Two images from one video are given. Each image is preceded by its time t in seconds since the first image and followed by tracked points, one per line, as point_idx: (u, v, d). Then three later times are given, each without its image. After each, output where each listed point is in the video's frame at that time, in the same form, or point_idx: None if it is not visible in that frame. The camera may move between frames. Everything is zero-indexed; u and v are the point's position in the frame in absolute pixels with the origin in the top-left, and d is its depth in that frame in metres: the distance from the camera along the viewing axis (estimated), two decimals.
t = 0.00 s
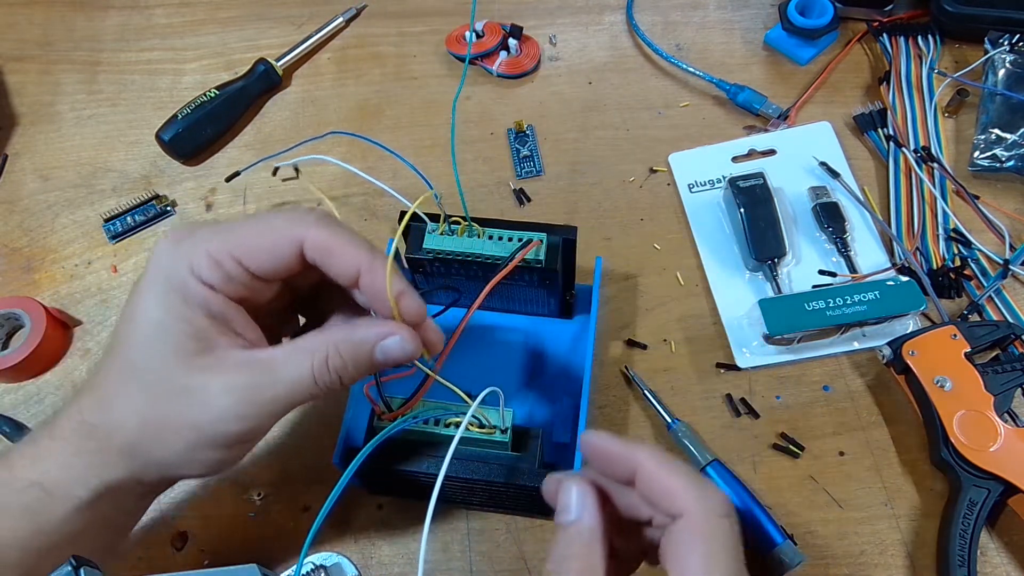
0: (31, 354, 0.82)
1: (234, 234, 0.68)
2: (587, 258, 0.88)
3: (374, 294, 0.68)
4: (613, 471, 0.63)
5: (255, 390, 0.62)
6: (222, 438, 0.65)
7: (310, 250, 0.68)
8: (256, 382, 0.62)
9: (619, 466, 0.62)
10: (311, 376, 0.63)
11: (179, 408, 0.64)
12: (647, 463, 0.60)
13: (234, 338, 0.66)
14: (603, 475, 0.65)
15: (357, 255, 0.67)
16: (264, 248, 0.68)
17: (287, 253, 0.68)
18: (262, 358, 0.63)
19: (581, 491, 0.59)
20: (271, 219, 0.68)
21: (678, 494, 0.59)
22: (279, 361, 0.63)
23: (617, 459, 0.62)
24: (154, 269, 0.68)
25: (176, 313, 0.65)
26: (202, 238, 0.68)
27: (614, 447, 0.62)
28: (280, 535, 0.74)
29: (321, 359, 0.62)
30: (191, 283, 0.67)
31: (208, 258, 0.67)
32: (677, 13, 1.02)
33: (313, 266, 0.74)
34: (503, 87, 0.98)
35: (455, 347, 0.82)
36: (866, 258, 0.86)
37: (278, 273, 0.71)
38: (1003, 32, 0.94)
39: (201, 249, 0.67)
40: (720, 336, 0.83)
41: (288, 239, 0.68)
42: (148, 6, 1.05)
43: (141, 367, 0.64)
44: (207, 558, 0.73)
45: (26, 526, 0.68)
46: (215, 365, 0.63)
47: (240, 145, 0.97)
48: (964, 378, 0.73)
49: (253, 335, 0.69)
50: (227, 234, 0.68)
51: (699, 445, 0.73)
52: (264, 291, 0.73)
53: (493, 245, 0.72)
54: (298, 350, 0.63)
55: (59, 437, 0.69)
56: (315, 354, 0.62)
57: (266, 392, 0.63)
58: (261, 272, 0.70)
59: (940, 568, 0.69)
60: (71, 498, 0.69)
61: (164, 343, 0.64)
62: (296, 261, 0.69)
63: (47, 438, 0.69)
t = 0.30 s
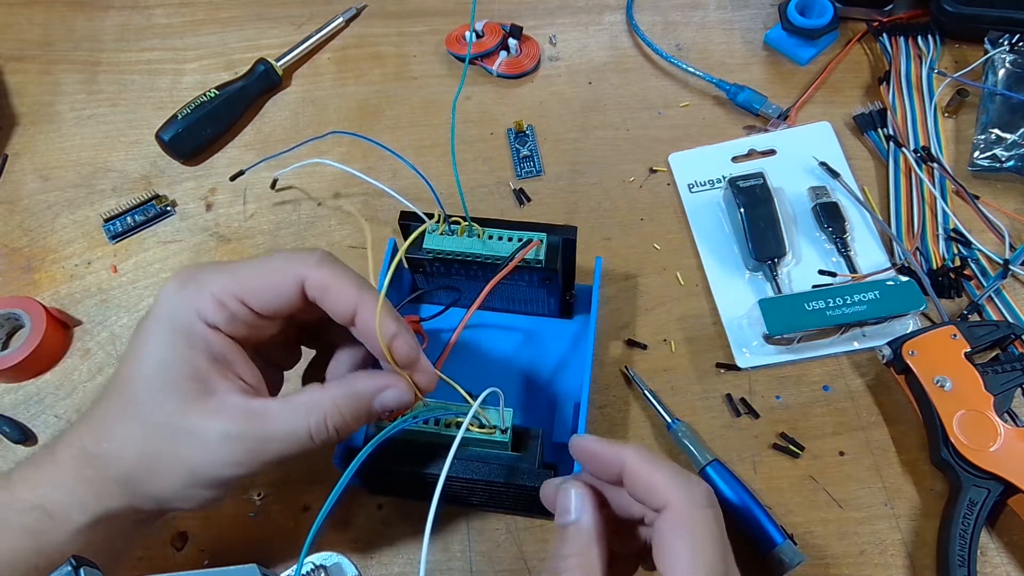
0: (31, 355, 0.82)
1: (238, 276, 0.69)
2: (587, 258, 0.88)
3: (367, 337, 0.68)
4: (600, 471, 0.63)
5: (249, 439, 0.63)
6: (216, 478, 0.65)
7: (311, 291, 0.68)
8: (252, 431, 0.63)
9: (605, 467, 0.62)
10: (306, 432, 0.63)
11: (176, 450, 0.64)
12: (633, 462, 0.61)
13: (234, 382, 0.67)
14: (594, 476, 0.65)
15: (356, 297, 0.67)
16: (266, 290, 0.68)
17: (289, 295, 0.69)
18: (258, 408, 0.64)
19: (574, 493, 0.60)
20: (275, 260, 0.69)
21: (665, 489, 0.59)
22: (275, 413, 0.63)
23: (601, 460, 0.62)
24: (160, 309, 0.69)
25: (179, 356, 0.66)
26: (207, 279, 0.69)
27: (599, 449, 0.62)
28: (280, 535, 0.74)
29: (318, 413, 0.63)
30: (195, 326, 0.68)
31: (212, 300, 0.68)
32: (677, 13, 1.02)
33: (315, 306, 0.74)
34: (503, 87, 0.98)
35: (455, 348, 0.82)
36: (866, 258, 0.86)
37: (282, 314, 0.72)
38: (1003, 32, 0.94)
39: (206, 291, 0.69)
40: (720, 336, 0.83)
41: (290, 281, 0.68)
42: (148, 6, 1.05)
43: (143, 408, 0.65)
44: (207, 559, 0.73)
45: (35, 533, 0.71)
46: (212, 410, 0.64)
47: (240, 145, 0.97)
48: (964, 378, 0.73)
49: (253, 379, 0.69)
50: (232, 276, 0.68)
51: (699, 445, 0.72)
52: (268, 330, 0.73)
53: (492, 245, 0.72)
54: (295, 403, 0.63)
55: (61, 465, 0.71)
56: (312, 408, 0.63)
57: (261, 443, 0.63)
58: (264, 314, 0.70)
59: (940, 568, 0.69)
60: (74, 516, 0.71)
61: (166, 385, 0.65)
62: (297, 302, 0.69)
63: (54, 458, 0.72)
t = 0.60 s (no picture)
0: (31, 354, 0.82)
1: (266, 305, 0.69)
2: (587, 258, 0.88)
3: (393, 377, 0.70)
4: (675, 523, 0.65)
5: (272, 462, 0.65)
6: (234, 499, 0.66)
7: (340, 329, 0.69)
8: (275, 455, 0.65)
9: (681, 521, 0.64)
10: (327, 452, 0.65)
11: (196, 469, 0.66)
12: (708, 518, 0.61)
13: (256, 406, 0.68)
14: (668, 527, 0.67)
15: (385, 336, 0.69)
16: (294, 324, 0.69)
17: (316, 329, 0.69)
18: (280, 431, 0.66)
19: (644, 546, 0.62)
20: (305, 292, 0.69)
21: (737, 546, 0.60)
22: (297, 436, 0.65)
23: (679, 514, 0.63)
24: (183, 331, 0.69)
25: (203, 381, 0.67)
26: (235, 305, 0.69)
27: (675, 503, 0.64)
28: (281, 535, 0.74)
29: (340, 438, 0.65)
30: (220, 351, 0.68)
31: (239, 328, 0.69)
32: (677, 13, 1.02)
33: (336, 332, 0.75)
34: (503, 87, 0.98)
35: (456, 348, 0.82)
36: (866, 258, 0.86)
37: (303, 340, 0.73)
38: (1003, 32, 0.94)
39: (233, 317, 0.69)
40: (720, 336, 0.83)
41: (320, 317, 0.69)
42: (148, 6, 1.05)
43: (162, 428, 0.66)
44: (207, 559, 0.73)
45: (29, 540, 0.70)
46: (236, 434, 0.65)
47: (240, 145, 0.97)
48: (964, 378, 0.73)
49: (274, 402, 0.71)
50: (260, 305, 0.69)
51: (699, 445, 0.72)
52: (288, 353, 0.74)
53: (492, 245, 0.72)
54: (316, 425, 0.65)
55: (82, 480, 0.69)
56: (333, 437, 0.65)
57: (282, 466, 0.65)
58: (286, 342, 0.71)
59: (940, 568, 0.69)
60: (98, 535, 0.69)
61: (189, 408, 0.66)
62: (324, 336, 0.70)
63: (76, 472, 0.70)
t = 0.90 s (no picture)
0: (30, 354, 0.82)
1: (289, 313, 0.69)
2: (587, 258, 0.88)
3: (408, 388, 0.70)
4: (656, 549, 0.66)
5: (289, 467, 0.65)
6: (246, 503, 0.66)
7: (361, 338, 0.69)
8: (291, 460, 0.65)
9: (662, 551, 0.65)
10: (342, 457, 0.65)
11: (209, 473, 0.66)
12: (689, 544, 0.63)
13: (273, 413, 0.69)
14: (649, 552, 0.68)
15: (406, 347, 0.69)
16: (315, 333, 0.69)
17: (337, 338, 0.69)
18: (296, 436, 0.66)
19: (629, 572, 0.65)
20: (329, 300, 0.69)
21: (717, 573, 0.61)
22: (312, 441, 0.65)
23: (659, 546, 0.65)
24: (205, 336, 0.68)
25: (223, 387, 0.67)
26: (259, 312, 0.69)
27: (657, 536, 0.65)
28: (282, 534, 0.74)
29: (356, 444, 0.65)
30: (244, 357, 0.68)
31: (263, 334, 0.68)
32: (677, 13, 1.02)
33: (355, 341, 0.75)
34: (503, 87, 0.98)
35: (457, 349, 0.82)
36: (866, 258, 0.86)
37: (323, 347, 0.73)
38: (1003, 32, 0.94)
39: (257, 324, 0.68)
40: (720, 336, 0.83)
41: (343, 326, 0.69)
42: (148, 6, 1.05)
43: (179, 430, 0.66)
44: (207, 559, 0.73)
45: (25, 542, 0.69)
46: (253, 440, 0.66)
47: (240, 145, 0.97)
48: (964, 378, 0.73)
49: (291, 409, 0.71)
50: (284, 313, 0.69)
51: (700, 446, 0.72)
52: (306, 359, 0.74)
53: (492, 245, 0.72)
54: (331, 430, 0.65)
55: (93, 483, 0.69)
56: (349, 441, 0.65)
57: (298, 471, 0.65)
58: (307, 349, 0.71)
59: (940, 568, 0.69)
60: (108, 537, 0.68)
61: (208, 413, 0.66)
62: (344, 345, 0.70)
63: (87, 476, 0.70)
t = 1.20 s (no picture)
0: (30, 354, 0.82)
1: (285, 323, 0.69)
2: (587, 258, 0.88)
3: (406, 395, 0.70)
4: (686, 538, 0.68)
5: (292, 467, 0.66)
6: (252, 500, 0.67)
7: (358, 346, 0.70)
8: (294, 460, 0.66)
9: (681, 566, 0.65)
10: (342, 455, 0.66)
11: (213, 475, 0.66)
12: (698, 535, 0.65)
13: (273, 416, 0.69)
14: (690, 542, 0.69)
15: (403, 352, 0.69)
16: (312, 343, 0.69)
17: (335, 346, 0.69)
18: (297, 436, 0.67)
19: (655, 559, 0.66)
20: (325, 309, 0.69)
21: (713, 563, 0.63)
22: (313, 442, 0.66)
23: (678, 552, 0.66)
24: (203, 346, 0.68)
25: (223, 395, 0.67)
26: (255, 322, 0.69)
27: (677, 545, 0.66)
28: (282, 535, 0.74)
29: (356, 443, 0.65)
30: (242, 368, 0.68)
31: (259, 346, 0.68)
32: (677, 13, 1.02)
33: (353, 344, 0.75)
34: (503, 87, 0.98)
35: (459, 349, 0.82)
36: (866, 258, 0.86)
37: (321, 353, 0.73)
38: (1003, 32, 0.94)
39: (253, 335, 0.68)
40: (720, 336, 0.83)
41: (339, 335, 0.69)
42: (148, 6, 1.05)
43: (181, 436, 0.67)
44: (207, 558, 0.73)
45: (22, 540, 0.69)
46: (255, 443, 0.66)
47: (240, 145, 0.97)
48: (965, 378, 0.73)
49: (291, 411, 0.72)
50: (280, 324, 0.68)
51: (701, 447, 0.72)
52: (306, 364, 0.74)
53: (491, 245, 0.72)
54: (330, 429, 0.66)
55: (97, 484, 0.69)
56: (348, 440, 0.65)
57: (301, 472, 0.66)
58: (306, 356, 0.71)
59: (940, 568, 0.69)
60: (118, 534, 0.69)
61: (209, 418, 0.66)
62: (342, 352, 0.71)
63: (91, 477, 0.70)
